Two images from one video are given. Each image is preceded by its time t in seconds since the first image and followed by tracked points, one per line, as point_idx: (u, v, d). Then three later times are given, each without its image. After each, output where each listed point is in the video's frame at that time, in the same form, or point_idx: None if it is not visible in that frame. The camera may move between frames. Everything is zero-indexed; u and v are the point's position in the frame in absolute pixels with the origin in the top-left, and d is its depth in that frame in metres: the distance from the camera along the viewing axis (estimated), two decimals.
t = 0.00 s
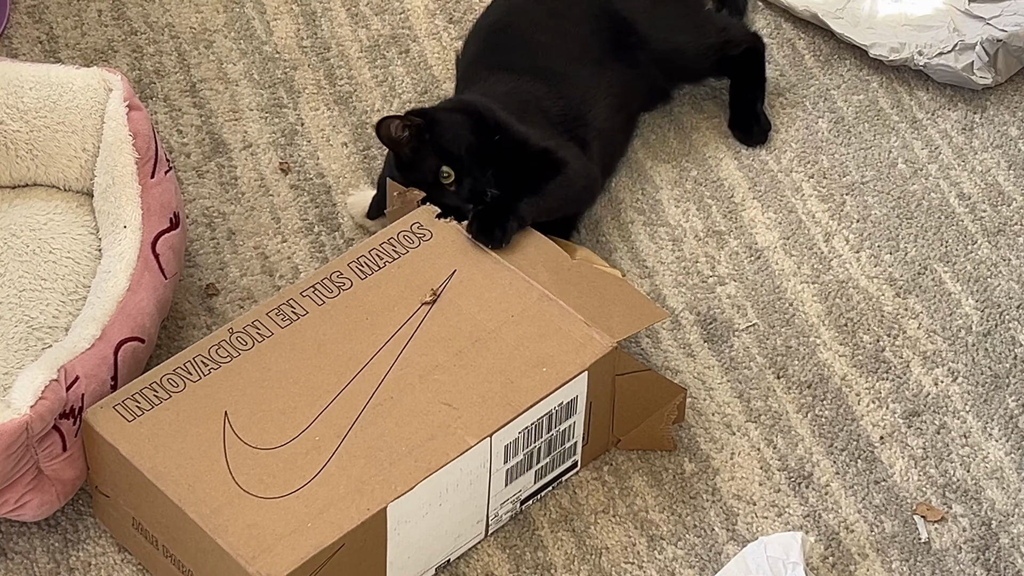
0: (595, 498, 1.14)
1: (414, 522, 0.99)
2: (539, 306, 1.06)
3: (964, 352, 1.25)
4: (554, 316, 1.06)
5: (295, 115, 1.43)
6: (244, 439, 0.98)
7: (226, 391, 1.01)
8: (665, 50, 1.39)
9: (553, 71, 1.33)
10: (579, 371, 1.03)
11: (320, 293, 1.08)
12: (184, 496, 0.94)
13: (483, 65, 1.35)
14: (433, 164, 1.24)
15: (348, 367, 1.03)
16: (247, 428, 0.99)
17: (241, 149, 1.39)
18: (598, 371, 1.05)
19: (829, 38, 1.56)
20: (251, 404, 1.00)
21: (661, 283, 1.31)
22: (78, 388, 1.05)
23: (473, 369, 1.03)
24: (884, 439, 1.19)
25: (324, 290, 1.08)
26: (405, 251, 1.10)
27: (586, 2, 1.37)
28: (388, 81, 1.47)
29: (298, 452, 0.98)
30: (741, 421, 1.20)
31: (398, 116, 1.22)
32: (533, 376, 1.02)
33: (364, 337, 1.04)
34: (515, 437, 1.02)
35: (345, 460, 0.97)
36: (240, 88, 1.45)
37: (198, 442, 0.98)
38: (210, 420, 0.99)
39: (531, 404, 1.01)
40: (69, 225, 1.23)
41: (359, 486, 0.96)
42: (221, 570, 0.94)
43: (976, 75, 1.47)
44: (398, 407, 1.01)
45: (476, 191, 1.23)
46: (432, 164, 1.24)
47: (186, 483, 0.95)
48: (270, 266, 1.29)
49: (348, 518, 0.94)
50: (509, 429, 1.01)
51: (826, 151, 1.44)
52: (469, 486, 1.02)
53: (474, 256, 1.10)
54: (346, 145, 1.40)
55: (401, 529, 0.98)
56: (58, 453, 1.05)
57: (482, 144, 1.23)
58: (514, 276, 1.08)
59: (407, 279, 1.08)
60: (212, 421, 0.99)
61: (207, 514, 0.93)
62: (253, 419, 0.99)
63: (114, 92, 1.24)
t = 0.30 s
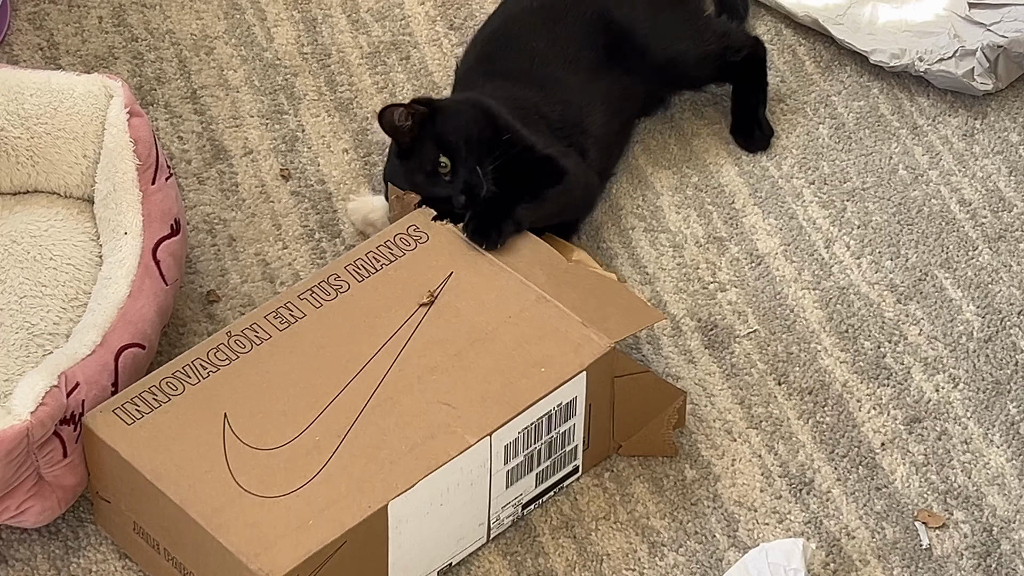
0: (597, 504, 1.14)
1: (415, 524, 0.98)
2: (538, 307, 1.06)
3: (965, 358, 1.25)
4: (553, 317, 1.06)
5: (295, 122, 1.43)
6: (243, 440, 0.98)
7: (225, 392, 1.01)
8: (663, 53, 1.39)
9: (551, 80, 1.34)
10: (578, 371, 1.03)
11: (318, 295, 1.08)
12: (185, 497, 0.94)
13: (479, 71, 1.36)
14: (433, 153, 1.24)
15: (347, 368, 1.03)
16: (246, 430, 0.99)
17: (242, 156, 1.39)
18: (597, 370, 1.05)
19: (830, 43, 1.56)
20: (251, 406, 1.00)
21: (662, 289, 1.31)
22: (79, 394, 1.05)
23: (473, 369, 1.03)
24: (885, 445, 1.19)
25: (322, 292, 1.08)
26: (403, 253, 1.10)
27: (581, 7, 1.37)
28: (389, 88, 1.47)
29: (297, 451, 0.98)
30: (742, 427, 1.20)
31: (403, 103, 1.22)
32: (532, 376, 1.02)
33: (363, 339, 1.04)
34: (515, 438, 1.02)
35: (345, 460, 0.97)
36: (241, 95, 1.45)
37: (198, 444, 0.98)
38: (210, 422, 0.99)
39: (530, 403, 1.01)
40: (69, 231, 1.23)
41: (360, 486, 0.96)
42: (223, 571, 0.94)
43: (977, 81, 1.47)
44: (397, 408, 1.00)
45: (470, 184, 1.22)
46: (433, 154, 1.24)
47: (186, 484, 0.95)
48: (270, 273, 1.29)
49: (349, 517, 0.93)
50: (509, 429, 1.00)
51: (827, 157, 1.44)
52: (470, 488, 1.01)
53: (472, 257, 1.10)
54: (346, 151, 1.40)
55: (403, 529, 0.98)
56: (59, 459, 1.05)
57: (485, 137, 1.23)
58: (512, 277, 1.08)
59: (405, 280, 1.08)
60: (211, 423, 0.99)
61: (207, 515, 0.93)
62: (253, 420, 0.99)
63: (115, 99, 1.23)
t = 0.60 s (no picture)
0: (598, 512, 1.14)
1: (416, 536, 0.98)
2: (539, 318, 1.06)
3: (966, 366, 1.25)
4: (553, 331, 1.05)
5: (296, 130, 1.43)
6: (244, 454, 0.98)
7: (225, 407, 1.01)
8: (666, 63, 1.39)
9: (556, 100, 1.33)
10: (579, 384, 1.03)
11: (319, 307, 1.08)
12: (186, 512, 0.94)
13: (486, 90, 1.35)
14: (412, 164, 1.22)
15: (348, 382, 1.03)
16: (247, 444, 0.99)
17: (243, 164, 1.39)
18: (598, 383, 1.05)
19: (830, 51, 1.57)
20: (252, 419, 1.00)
21: (662, 297, 1.31)
22: (80, 403, 1.05)
23: (474, 382, 1.03)
24: (886, 453, 1.19)
25: (323, 304, 1.08)
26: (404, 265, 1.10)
27: (585, 22, 1.37)
28: (390, 96, 1.47)
29: (299, 466, 0.98)
30: (743, 434, 1.20)
31: (384, 115, 1.22)
32: (533, 389, 1.02)
33: (363, 351, 1.04)
34: (515, 451, 1.02)
35: (346, 474, 0.97)
36: (242, 103, 1.45)
37: (199, 458, 0.98)
38: (211, 435, 0.99)
39: (531, 416, 1.01)
40: (70, 240, 1.23)
41: (361, 500, 0.95)
42: None
43: (977, 89, 1.47)
44: (398, 420, 1.00)
45: (449, 194, 1.21)
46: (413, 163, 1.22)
47: (188, 498, 0.95)
48: (271, 281, 1.29)
49: (350, 532, 0.93)
50: (510, 442, 1.00)
51: (827, 165, 1.44)
52: (471, 500, 1.01)
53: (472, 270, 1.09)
54: (347, 159, 1.40)
55: (404, 543, 0.98)
56: (59, 468, 1.05)
57: (466, 149, 1.20)
58: (513, 288, 1.08)
59: (406, 293, 1.08)
60: (213, 437, 0.99)
61: (208, 529, 0.93)
62: (254, 435, 0.99)
63: (116, 108, 1.23)
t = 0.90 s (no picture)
0: (599, 522, 1.14)
1: (417, 546, 0.98)
2: (540, 328, 1.06)
3: (967, 375, 1.25)
4: (554, 340, 1.05)
5: (297, 140, 1.43)
6: (245, 465, 0.98)
7: (225, 418, 1.01)
8: (666, 73, 1.39)
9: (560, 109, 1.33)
10: (580, 395, 1.03)
11: (320, 318, 1.08)
12: (187, 523, 0.94)
13: (490, 95, 1.34)
14: (444, 158, 1.13)
15: (349, 392, 1.03)
16: (248, 455, 0.99)
17: (244, 174, 1.40)
18: (598, 394, 1.05)
19: (831, 60, 1.57)
20: (253, 430, 1.00)
21: (663, 307, 1.31)
22: (81, 414, 1.05)
23: (475, 393, 1.03)
24: (887, 462, 1.19)
25: (324, 314, 1.08)
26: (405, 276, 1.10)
27: (582, 34, 1.37)
28: (390, 106, 1.48)
29: (300, 477, 0.97)
30: (744, 444, 1.20)
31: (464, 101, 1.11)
32: (534, 400, 1.02)
33: (364, 362, 1.04)
34: (517, 461, 1.02)
35: (347, 485, 0.97)
36: (243, 113, 1.46)
37: (200, 469, 0.98)
38: (212, 446, 0.99)
39: (532, 427, 1.01)
40: (71, 251, 1.23)
41: (362, 511, 0.95)
42: None
43: (977, 98, 1.47)
44: (399, 431, 1.00)
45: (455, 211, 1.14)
46: (445, 158, 1.13)
47: (189, 509, 0.95)
48: (272, 291, 1.29)
49: (351, 543, 0.93)
50: (511, 453, 1.00)
51: (827, 175, 1.44)
52: (472, 511, 1.01)
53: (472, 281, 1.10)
54: (348, 169, 1.41)
55: (405, 554, 0.98)
56: (61, 479, 1.05)
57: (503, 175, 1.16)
58: (513, 298, 1.08)
59: (406, 304, 1.08)
60: (214, 448, 0.99)
61: (209, 541, 0.93)
62: (255, 446, 0.99)
63: (117, 117, 1.23)
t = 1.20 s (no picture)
0: (599, 534, 1.14)
1: (417, 559, 0.98)
2: (540, 340, 1.07)
3: (967, 388, 1.25)
4: (554, 351, 1.06)
5: (297, 153, 1.44)
6: (245, 478, 0.98)
7: (226, 431, 1.01)
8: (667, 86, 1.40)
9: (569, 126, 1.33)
10: (579, 406, 1.03)
11: (320, 331, 1.08)
12: (187, 536, 0.94)
13: (500, 109, 1.33)
14: (461, 194, 1.12)
15: (349, 405, 1.03)
16: (248, 467, 0.99)
17: (244, 187, 1.40)
18: (598, 406, 1.05)
19: (830, 72, 1.57)
20: (253, 443, 1.00)
21: (663, 319, 1.31)
22: (82, 427, 1.05)
23: (475, 405, 1.03)
24: (887, 475, 1.19)
25: (324, 327, 1.08)
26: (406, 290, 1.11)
27: (588, 50, 1.37)
28: (391, 119, 1.48)
29: (299, 490, 0.97)
30: (744, 457, 1.20)
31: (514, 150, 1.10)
32: (534, 413, 1.02)
33: (364, 375, 1.05)
34: (517, 474, 1.02)
35: (347, 498, 0.97)
36: (243, 126, 1.46)
37: (199, 482, 0.98)
38: (212, 459, 0.99)
39: (532, 440, 1.01)
40: (71, 264, 1.23)
41: (362, 525, 0.95)
42: None
43: (977, 110, 1.48)
44: (399, 445, 1.00)
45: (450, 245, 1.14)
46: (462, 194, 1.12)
47: (188, 523, 0.95)
48: (273, 304, 1.29)
49: (351, 556, 0.93)
50: (511, 465, 1.00)
51: (827, 187, 1.44)
52: (472, 524, 1.01)
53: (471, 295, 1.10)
54: (348, 182, 1.41)
55: (405, 567, 0.97)
56: (61, 492, 1.05)
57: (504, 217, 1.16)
58: (514, 311, 1.09)
59: (406, 317, 1.09)
60: (214, 461, 0.99)
61: (209, 554, 0.93)
62: (255, 459, 0.99)
63: (118, 130, 1.24)
